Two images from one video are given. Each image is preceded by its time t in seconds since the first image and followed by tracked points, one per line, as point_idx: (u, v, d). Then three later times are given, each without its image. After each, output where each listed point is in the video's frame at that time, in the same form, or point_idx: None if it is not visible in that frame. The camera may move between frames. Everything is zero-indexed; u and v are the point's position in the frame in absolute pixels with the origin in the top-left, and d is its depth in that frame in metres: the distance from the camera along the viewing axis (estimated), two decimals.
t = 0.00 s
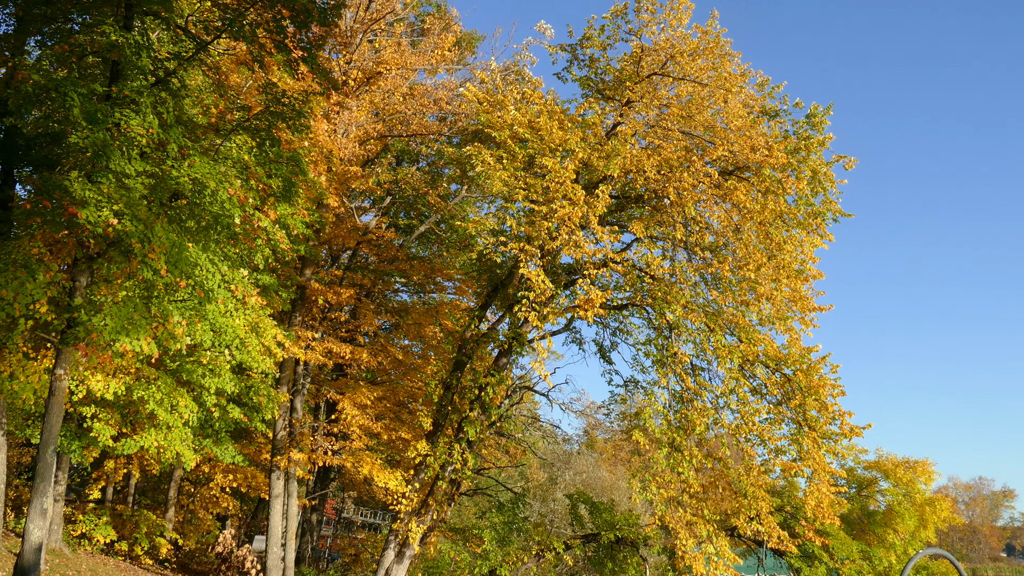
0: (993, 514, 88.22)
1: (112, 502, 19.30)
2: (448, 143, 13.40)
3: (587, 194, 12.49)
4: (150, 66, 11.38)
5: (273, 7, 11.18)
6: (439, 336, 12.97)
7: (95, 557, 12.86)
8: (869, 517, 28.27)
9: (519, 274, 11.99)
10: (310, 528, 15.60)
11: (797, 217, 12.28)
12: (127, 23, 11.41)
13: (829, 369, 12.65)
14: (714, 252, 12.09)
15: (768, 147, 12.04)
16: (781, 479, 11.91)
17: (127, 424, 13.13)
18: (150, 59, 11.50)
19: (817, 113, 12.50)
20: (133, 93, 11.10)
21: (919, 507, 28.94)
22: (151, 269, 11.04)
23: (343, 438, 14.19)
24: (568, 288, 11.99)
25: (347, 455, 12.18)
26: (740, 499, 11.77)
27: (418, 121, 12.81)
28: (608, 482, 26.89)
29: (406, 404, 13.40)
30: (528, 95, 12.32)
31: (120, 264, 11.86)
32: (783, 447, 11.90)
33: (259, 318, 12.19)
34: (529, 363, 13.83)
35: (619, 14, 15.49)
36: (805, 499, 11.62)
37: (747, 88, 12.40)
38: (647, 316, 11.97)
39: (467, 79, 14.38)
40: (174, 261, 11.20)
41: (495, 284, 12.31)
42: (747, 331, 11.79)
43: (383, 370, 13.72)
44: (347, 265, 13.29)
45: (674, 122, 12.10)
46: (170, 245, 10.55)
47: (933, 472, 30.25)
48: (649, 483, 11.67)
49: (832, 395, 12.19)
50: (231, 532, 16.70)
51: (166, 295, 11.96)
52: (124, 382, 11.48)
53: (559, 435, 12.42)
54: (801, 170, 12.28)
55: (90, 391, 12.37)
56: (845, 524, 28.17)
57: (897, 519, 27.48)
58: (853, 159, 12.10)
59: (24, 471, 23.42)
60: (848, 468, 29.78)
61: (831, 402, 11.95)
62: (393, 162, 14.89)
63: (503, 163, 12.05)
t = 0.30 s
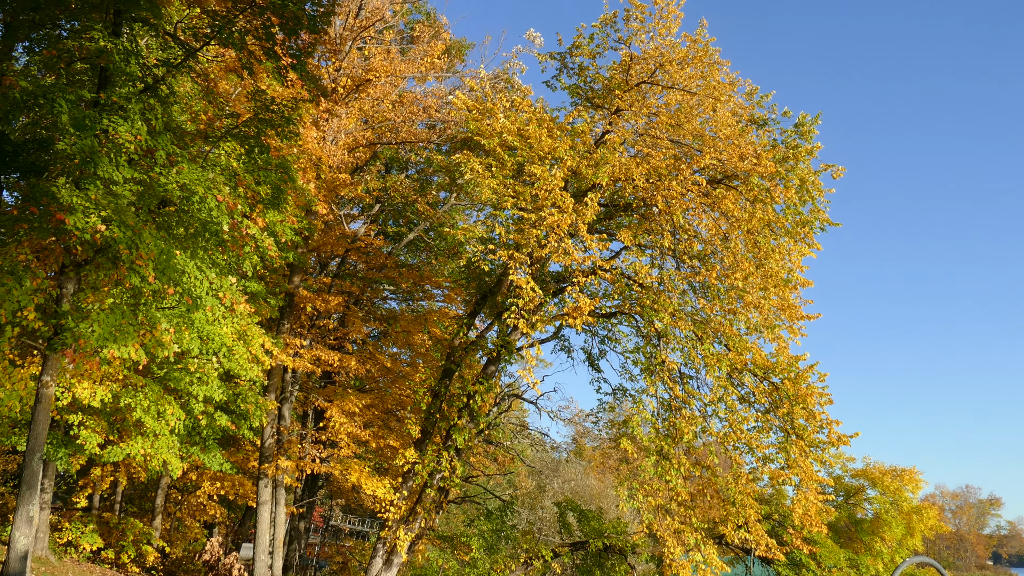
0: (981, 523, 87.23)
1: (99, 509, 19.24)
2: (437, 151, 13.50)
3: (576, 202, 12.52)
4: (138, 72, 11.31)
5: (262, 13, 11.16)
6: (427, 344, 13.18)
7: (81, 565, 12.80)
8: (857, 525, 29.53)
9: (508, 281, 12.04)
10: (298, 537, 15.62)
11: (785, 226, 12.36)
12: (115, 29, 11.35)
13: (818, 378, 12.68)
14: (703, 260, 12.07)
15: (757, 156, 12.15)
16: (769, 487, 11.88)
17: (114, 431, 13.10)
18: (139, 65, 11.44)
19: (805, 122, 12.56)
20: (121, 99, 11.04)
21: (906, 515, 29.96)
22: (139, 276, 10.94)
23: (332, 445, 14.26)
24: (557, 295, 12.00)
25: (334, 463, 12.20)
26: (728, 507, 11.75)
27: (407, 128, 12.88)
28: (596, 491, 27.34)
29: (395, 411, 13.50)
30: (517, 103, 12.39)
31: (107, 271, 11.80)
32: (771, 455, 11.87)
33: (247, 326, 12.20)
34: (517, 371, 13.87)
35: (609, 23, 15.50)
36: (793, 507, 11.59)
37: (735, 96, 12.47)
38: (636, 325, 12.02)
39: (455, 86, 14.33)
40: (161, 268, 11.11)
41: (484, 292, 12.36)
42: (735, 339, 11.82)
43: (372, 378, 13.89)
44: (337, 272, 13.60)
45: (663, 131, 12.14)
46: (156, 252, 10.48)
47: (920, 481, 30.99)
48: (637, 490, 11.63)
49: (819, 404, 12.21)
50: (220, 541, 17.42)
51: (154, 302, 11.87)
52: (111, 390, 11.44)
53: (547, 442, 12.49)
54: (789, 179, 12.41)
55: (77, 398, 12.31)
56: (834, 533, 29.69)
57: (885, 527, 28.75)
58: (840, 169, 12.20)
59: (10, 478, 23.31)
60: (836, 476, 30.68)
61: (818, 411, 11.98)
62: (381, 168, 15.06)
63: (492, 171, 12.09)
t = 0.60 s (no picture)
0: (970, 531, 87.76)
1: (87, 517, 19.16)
2: (427, 159, 13.61)
3: (566, 209, 12.55)
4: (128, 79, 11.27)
5: (253, 21, 11.14)
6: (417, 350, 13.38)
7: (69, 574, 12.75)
8: (846, 533, 29.58)
9: (498, 288, 12.08)
10: (288, 545, 15.76)
11: (774, 234, 12.36)
12: (105, 36, 11.28)
13: (807, 387, 12.69)
14: (692, 268, 12.14)
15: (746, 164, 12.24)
16: (759, 495, 11.86)
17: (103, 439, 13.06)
18: (129, 72, 11.39)
19: (794, 130, 12.63)
20: (110, 106, 11.01)
21: (894, 522, 30.58)
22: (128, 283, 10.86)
23: (321, 453, 14.33)
24: (547, 302, 12.01)
25: (324, 471, 12.21)
26: (718, 515, 11.74)
27: (397, 136, 13.00)
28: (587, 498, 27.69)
29: (384, 418, 13.60)
30: (508, 111, 12.48)
31: (97, 278, 11.76)
32: (761, 463, 11.87)
33: (237, 333, 12.22)
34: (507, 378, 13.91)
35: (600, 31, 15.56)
36: (782, 515, 11.57)
37: (725, 105, 12.55)
38: (626, 332, 12.06)
39: (446, 94, 14.39)
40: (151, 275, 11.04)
41: (474, 299, 12.43)
42: (725, 347, 11.84)
43: (362, 386, 14.02)
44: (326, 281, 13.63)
45: (653, 139, 12.21)
46: (146, 259, 10.44)
47: (908, 489, 31.39)
48: (627, 498, 11.60)
49: (809, 411, 12.24)
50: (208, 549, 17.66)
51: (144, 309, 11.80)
52: (100, 397, 11.40)
53: (537, 450, 12.65)
54: (779, 187, 12.40)
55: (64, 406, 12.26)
56: (823, 541, 30.01)
57: (875, 536, 28.92)
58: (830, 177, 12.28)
59: None
60: (826, 484, 31.02)
61: (808, 419, 12.00)
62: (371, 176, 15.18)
63: (482, 178, 12.12)
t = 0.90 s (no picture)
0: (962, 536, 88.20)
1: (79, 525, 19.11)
2: (419, 166, 13.68)
3: (559, 217, 12.57)
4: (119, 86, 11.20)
5: (245, 28, 11.11)
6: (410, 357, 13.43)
7: None
8: (838, 541, 30.13)
9: (491, 296, 12.07)
10: (279, 552, 15.81)
11: (767, 242, 12.39)
12: (97, 44, 11.16)
13: (800, 395, 12.69)
14: (685, 275, 12.12)
15: (738, 172, 12.26)
16: (752, 503, 11.84)
17: (94, 447, 13.01)
18: (121, 80, 11.33)
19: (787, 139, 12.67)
20: (102, 113, 10.93)
21: (888, 531, 30.94)
22: (119, 290, 10.73)
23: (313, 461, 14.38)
24: (539, 310, 11.99)
25: (316, 479, 12.22)
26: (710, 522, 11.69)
27: (389, 144, 13.09)
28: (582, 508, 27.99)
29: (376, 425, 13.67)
30: (500, 118, 12.55)
31: (88, 285, 11.68)
32: (753, 471, 11.84)
33: (229, 341, 12.22)
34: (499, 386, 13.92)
35: (593, 40, 15.66)
36: (775, 523, 11.55)
37: (717, 113, 12.60)
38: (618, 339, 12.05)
39: (439, 102, 14.57)
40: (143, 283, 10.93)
41: (466, 306, 12.44)
42: (717, 354, 11.82)
43: (353, 393, 14.23)
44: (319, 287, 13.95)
45: (645, 146, 12.29)
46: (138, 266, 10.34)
47: (900, 497, 31.76)
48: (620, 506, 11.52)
49: (801, 419, 12.25)
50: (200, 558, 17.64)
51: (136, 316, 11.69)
52: (91, 405, 11.33)
53: (530, 457, 12.76)
54: (771, 194, 12.57)
55: (55, 414, 12.22)
56: (816, 549, 30.32)
57: (867, 543, 29.30)
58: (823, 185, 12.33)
59: None
60: (819, 492, 31.36)
61: (801, 426, 12.00)
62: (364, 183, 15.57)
63: (475, 186, 12.12)
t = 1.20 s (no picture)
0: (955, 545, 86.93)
1: (69, 533, 19.05)
2: (413, 173, 13.85)
3: (552, 224, 12.59)
4: (112, 93, 11.13)
5: (238, 34, 11.07)
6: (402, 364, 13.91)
7: None
8: (831, 549, 30.57)
9: (484, 302, 12.09)
10: (271, 560, 15.88)
11: (759, 249, 12.50)
12: (90, 51, 11.08)
13: (792, 402, 12.74)
14: (678, 283, 12.15)
15: (731, 180, 12.36)
16: (744, 510, 11.82)
17: (85, 455, 12.97)
18: (113, 86, 11.25)
19: (779, 146, 12.80)
20: (95, 119, 10.89)
21: (880, 538, 31.47)
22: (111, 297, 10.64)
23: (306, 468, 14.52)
24: (532, 317, 12.00)
25: (308, 486, 12.24)
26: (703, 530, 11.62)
27: (383, 150, 13.30)
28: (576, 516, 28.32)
29: (369, 433, 13.98)
30: (493, 125, 12.69)
31: (81, 292, 11.59)
32: (746, 478, 11.84)
33: (221, 348, 12.24)
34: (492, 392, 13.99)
35: (586, 48, 15.78)
36: (767, 530, 11.51)
37: (710, 120, 12.73)
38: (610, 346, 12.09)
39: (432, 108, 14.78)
40: (136, 290, 10.82)
41: (459, 313, 12.50)
42: (709, 361, 11.83)
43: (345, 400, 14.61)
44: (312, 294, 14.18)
45: (638, 154, 12.39)
46: (131, 273, 10.26)
47: (892, 504, 32.22)
48: (613, 513, 11.45)
49: (794, 426, 12.29)
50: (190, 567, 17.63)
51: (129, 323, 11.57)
52: (83, 412, 11.28)
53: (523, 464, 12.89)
54: (764, 203, 12.61)
55: (46, 421, 12.17)
56: (809, 556, 30.51)
57: (859, 550, 29.85)
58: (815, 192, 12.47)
59: None
60: (811, 499, 31.82)
61: (793, 433, 12.02)
62: (358, 191, 15.90)
63: (468, 193, 12.16)
